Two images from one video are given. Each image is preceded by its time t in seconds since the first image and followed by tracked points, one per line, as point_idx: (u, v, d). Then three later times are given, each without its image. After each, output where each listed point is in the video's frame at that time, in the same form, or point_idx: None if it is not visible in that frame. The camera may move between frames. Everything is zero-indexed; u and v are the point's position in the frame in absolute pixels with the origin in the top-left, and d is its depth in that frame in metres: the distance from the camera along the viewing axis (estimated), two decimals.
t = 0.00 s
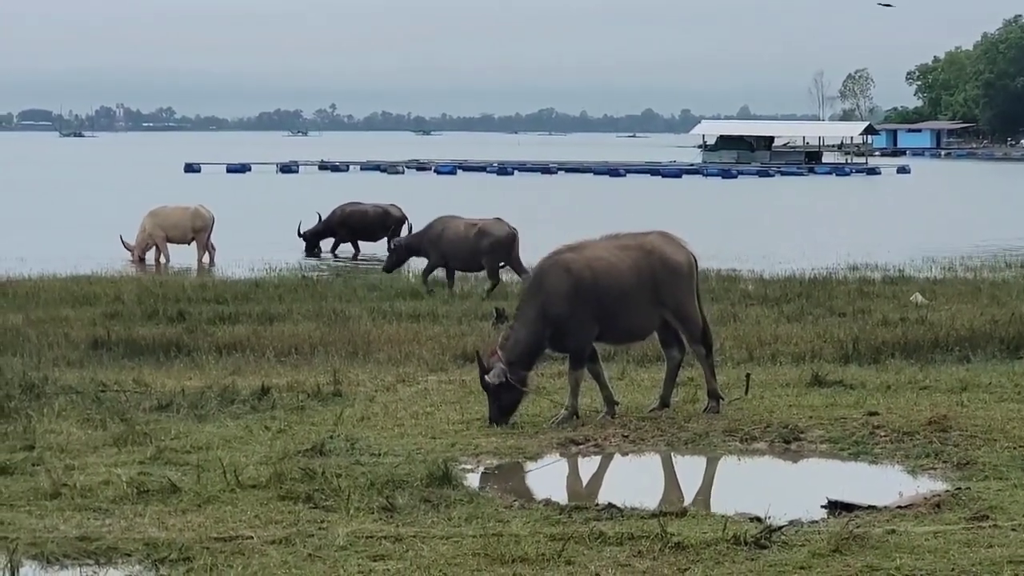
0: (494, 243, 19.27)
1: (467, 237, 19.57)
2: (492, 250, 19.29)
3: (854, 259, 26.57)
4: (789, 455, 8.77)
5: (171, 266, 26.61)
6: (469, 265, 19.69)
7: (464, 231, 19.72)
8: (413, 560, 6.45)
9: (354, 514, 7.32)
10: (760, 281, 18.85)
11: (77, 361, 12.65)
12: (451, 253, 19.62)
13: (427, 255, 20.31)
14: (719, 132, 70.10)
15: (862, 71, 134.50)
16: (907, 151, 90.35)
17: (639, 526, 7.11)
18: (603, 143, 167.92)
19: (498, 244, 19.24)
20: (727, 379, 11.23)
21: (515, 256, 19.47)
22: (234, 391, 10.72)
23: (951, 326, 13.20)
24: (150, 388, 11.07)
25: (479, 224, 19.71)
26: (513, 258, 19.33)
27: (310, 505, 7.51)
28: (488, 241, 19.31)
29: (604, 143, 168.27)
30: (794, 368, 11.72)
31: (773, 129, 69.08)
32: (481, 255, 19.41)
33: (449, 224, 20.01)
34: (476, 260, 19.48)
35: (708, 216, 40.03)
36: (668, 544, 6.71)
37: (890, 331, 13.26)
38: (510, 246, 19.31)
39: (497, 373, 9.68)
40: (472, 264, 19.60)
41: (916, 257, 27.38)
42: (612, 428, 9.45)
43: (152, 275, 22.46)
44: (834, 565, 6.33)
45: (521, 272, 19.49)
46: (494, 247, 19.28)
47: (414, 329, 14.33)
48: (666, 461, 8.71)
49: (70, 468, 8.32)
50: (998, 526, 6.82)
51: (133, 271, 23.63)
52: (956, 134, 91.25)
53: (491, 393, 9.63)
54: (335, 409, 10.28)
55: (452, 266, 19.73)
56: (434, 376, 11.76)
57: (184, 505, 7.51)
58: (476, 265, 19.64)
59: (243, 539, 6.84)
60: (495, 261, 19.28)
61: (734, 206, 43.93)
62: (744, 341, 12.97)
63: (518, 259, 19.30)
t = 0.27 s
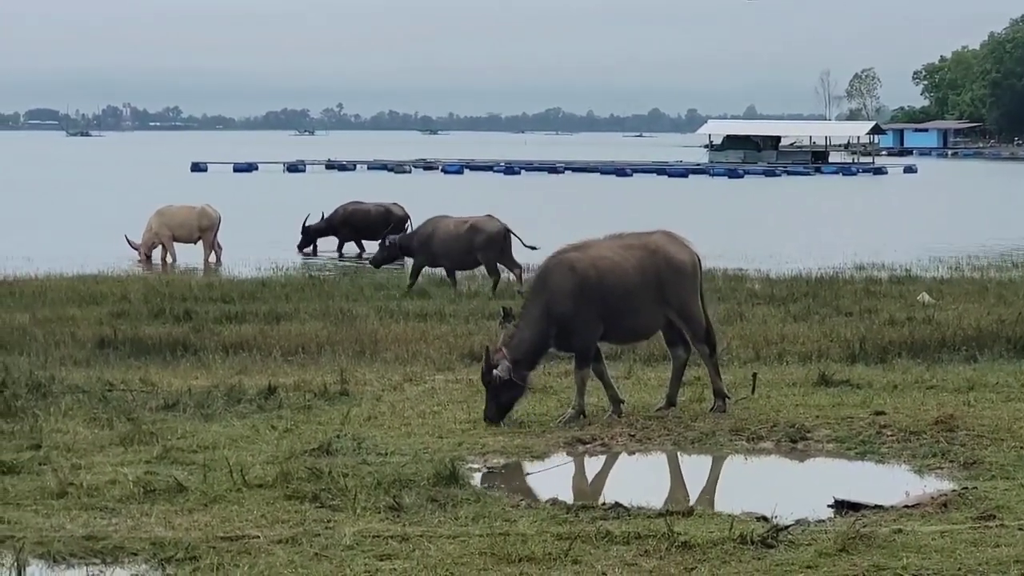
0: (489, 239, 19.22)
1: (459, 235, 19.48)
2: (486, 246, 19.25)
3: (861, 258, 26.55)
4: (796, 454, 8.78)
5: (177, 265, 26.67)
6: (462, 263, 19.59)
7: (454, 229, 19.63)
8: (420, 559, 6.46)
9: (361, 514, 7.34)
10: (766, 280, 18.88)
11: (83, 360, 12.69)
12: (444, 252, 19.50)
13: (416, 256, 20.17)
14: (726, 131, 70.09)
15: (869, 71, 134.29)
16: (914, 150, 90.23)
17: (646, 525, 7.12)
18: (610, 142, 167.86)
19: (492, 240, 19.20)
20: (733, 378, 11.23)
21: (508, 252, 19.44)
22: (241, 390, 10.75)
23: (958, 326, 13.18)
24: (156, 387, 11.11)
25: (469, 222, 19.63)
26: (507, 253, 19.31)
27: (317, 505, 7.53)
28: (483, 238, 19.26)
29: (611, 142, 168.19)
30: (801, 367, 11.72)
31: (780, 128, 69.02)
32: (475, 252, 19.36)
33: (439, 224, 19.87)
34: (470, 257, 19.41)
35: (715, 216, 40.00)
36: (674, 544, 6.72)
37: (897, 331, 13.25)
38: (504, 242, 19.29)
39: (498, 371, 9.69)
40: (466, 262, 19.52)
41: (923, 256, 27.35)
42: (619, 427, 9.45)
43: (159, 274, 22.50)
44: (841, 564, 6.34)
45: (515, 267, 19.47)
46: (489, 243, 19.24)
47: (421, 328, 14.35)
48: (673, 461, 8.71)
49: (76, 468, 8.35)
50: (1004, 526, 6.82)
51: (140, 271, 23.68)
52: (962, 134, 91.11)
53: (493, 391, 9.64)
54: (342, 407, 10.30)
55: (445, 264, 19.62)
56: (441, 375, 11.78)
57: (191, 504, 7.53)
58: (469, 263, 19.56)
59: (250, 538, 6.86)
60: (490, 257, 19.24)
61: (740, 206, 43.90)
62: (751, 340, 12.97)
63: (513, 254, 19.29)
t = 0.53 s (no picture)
0: (491, 237, 19.31)
1: (460, 234, 19.53)
2: (489, 244, 19.33)
3: (877, 258, 26.48)
4: (812, 454, 8.77)
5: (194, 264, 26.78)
6: (464, 262, 19.61)
7: (455, 228, 19.67)
8: (436, 559, 6.49)
9: (378, 513, 7.37)
10: (782, 280, 18.85)
11: (100, 360, 12.76)
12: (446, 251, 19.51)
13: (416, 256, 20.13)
14: (742, 131, 69.97)
15: (886, 71, 133.86)
16: (931, 150, 89.89)
17: (662, 525, 7.13)
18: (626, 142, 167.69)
19: (495, 238, 19.30)
20: (749, 378, 11.23)
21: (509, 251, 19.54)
22: (258, 390, 10.80)
23: (975, 326, 13.15)
24: (172, 387, 11.17)
25: (469, 221, 19.70)
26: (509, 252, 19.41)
27: (333, 504, 7.57)
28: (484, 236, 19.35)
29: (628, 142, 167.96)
30: (817, 367, 11.71)
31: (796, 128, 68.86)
32: (478, 251, 19.41)
33: (439, 224, 19.89)
34: (473, 255, 19.46)
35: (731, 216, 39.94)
36: (691, 544, 6.74)
37: (914, 330, 13.23)
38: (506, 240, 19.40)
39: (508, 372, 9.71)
40: (468, 260, 19.55)
41: (940, 256, 27.25)
42: (635, 427, 9.46)
43: (175, 273, 22.58)
44: (857, 565, 6.34)
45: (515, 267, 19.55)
46: (491, 241, 19.32)
47: (437, 327, 14.39)
48: (689, 461, 8.72)
49: (93, 467, 8.40)
50: (1021, 527, 6.81)
51: (157, 270, 23.78)
52: (980, 133, 90.72)
53: (502, 392, 9.66)
54: (358, 407, 10.34)
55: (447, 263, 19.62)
56: (457, 375, 11.81)
57: (207, 504, 7.58)
58: (471, 262, 19.59)
59: (267, 538, 6.90)
60: (493, 255, 19.31)
61: (757, 205, 43.83)
62: (767, 340, 12.96)
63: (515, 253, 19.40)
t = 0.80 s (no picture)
0: (515, 240, 19.43)
1: (484, 234, 19.64)
2: (513, 246, 19.46)
3: (913, 258, 26.28)
4: (848, 454, 8.77)
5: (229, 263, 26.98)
6: (486, 262, 19.73)
7: (480, 227, 19.77)
8: (471, 558, 6.55)
9: (414, 512, 7.45)
10: (818, 280, 18.76)
11: (135, 359, 12.90)
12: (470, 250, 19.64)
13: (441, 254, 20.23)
14: (777, 130, 69.68)
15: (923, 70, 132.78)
16: (968, 149, 89.11)
17: (698, 525, 7.16)
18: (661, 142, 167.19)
19: (519, 240, 19.43)
20: (785, 378, 11.22)
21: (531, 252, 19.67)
22: (294, 389, 10.90)
23: (1012, 326, 13.07)
24: (209, 386, 11.30)
25: (494, 220, 19.79)
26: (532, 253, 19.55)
27: (369, 503, 7.64)
28: (508, 238, 19.44)
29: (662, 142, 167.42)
30: (853, 366, 11.68)
31: (831, 126, 68.47)
32: (501, 252, 19.54)
33: (462, 223, 19.98)
34: (496, 256, 19.58)
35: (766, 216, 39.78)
36: (726, 543, 6.76)
37: (950, 330, 13.16)
38: (529, 242, 19.54)
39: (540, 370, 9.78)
40: (491, 261, 19.68)
41: (977, 255, 27.05)
42: (671, 426, 9.49)
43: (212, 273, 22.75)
44: (893, 564, 6.35)
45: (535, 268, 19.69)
46: (515, 243, 19.45)
47: (473, 326, 14.45)
48: (725, 460, 8.74)
49: (129, 466, 8.51)
50: None
51: (193, 270, 23.98)
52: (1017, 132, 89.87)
53: (534, 389, 9.72)
54: (394, 406, 10.42)
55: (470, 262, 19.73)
56: (493, 374, 11.86)
57: (243, 503, 7.67)
58: (493, 262, 19.71)
59: (302, 536, 6.98)
60: (515, 257, 19.45)
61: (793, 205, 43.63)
62: (802, 339, 12.93)
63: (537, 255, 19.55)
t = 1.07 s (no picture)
0: (550, 239, 19.54)
1: (518, 232, 19.54)
2: (548, 243, 19.58)
3: (963, 256, 26.04)
4: (895, 453, 8.75)
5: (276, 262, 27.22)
6: (520, 260, 19.73)
7: (514, 226, 19.67)
8: (518, 557, 6.61)
9: (461, 510, 7.52)
10: (865, 278, 18.65)
11: (183, 357, 13.07)
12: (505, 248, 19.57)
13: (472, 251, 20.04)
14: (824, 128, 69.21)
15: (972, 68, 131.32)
16: (1018, 147, 88.06)
17: (745, 523, 7.18)
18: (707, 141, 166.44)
19: (554, 237, 19.59)
20: (832, 376, 11.19)
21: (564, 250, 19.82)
22: (341, 388, 11.01)
23: None
24: (256, 385, 11.44)
25: (527, 220, 19.76)
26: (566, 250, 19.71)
27: (416, 502, 7.72)
28: (543, 237, 19.53)
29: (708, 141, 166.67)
30: (900, 365, 11.63)
31: (879, 125, 67.91)
32: (536, 249, 19.58)
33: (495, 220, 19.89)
34: (532, 254, 19.61)
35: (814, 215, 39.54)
36: (773, 542, 6.78)
37: (999, 329, 13.06)
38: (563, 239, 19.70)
39: (580, 368, 9.83)
40: (526, 259, 19.70)
41: None
42: (718, 424, 9.50)
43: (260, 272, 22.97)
44: (941, 563, 6.34)
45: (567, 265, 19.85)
46: (550, 240, 19.57)
47: (520, 325, 14.52)
48: (772, 459, 8.75)
49: (177, 465, 8.62)
50: None
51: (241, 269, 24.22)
52: None
53: (574, 388, 9.78)
54: (442, 405, 10.50)
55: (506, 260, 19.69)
56: (540, 373, 11.92)
57: (291, 501, 7.74)
58: (527, 260, 19.75)
59: (349, 535, 7.05)
60: (551, 254, 19.57)
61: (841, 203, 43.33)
62: (850, 338, 12.89)
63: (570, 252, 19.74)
